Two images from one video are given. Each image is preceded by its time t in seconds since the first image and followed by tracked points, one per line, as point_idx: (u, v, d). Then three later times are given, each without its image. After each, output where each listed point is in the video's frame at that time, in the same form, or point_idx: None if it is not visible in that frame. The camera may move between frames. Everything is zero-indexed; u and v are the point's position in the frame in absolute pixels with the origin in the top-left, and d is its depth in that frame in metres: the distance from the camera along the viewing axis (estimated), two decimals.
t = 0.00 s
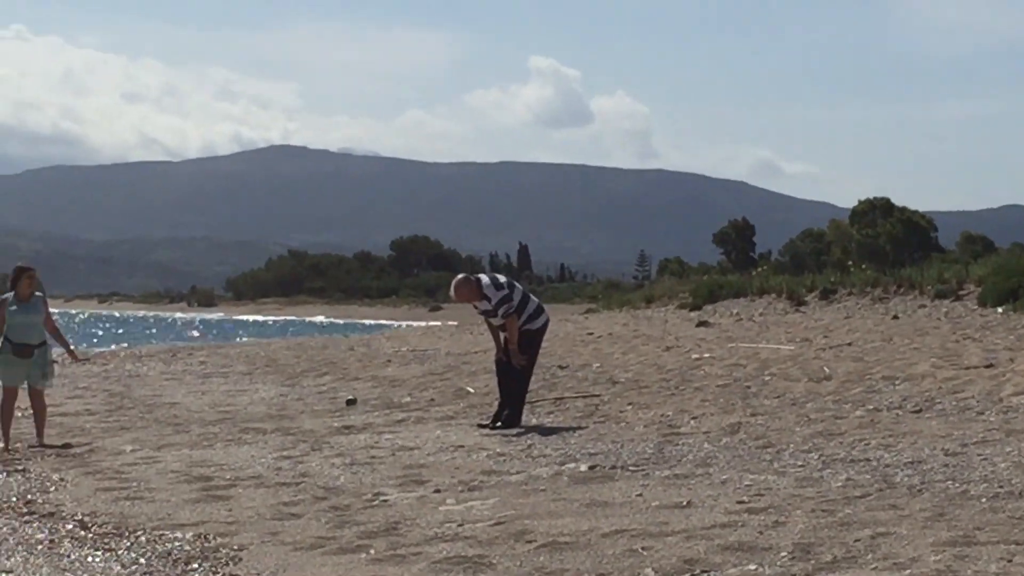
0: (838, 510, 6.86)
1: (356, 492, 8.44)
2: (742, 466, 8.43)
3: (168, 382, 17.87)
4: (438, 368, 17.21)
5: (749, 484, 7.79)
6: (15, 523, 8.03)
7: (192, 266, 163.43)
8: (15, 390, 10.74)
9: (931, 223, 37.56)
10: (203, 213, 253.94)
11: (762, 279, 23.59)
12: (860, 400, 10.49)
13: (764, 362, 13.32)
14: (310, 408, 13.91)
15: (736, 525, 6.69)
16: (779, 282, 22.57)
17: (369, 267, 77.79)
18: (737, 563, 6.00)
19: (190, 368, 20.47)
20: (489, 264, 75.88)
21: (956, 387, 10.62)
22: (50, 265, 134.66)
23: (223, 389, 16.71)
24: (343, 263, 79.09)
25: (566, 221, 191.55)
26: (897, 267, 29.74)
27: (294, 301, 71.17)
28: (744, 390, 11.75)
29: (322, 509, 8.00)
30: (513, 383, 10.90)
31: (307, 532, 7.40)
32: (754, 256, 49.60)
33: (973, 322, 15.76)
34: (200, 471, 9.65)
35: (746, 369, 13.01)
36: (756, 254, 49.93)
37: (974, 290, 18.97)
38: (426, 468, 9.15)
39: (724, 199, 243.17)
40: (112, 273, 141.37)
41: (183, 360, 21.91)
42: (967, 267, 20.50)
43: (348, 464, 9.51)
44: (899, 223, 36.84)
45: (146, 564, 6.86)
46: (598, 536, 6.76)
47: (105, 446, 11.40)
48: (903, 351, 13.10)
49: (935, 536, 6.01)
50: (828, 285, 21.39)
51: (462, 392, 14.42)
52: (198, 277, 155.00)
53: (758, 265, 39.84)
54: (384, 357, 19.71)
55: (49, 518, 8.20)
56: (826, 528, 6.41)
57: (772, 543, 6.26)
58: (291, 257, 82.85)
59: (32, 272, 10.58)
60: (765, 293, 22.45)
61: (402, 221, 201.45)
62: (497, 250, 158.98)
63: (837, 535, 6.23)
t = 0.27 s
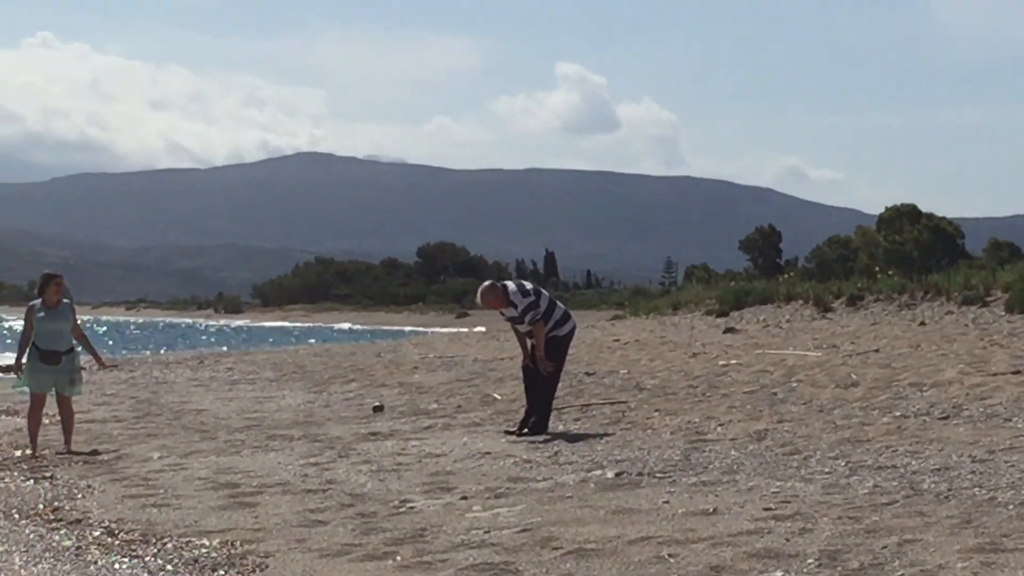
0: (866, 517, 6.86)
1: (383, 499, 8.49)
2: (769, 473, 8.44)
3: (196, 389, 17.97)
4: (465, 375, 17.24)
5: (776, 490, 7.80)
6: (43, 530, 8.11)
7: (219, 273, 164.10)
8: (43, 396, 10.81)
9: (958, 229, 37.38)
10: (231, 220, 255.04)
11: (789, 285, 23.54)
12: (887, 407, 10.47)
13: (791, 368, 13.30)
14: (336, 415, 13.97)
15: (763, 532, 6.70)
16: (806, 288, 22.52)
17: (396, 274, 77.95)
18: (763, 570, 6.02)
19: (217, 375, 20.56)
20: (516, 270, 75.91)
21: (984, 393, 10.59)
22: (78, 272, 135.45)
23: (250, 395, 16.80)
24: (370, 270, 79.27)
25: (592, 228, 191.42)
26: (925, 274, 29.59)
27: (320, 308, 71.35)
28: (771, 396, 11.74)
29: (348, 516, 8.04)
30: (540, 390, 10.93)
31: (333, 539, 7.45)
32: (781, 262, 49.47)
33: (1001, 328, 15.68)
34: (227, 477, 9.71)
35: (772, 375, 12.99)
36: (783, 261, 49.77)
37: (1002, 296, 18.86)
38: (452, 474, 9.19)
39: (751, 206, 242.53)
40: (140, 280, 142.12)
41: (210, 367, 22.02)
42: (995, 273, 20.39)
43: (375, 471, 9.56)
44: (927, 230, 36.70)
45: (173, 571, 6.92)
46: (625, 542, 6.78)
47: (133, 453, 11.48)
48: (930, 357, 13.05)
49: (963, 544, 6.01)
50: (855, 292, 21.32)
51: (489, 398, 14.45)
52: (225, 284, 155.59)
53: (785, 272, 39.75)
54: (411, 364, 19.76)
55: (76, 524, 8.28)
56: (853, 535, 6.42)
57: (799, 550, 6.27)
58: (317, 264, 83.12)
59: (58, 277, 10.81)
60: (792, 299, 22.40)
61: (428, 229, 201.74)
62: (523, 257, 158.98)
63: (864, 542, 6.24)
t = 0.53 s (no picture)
0: (890, 521, 6.86)
1: (407, 503, 8.52)
2: (792, 478, 8.43)
3: (220, 393, 18.06)
4: (489, 379, 17.26)
5: (799, 495, 7.79)
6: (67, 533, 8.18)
7: (244, 277, 164.72)
8: (67, 401, 10.91)
9: (983, 233, 37.22)
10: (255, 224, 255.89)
11: (814, 289, 23.47)
12: (913, 410, 10.45)
13: (815, 372, 13.29)
14: (360, 418, 14.02)
15: (787, 536, 6.71)
16: (831, 292, 22.44)
17: (419, 277, 78.07)
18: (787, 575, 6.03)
19: (241, 378, 20.66)
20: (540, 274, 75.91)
21: (1009, 399, 10.55)
22: (104, 277, 136.19)
23: (275, 399, 16.86)
24: (394, 273, 79.43)
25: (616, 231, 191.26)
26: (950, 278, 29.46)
27: (344, 312, 71.50)
28: (795, 401, 11.72)
29: (372, 520, 8.08)
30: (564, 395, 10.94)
31: (358, 543, 7.49)
32: (806, 267, 49.32)
33: None
34: (251, 481, 9.77)
35: (795, 379, 12.98)
36: (808, 265, 49.61)
37: None
38: (476, 478, 9.23)
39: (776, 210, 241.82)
40: (166, 283, 142.81)
41: (234, 371, 22.13)
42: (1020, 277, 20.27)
43: (399, 475, 9.60)
44: (951, 234, 36.57)
45: (197, 574, 6.97)
46: (649, 547, 6.80)
47: (158, 456, 11.55)
48: (955, 361, 13.01)
49: (989, 550, 6.00)
50: (880, 296, 21.25)
51: (513, 402, 14.45)
52: (250, 287, 156.10)
53: (810, 275, 39.64)
54: (435, 368, 19.81)
55: (100, 528, 8.35)
56: (879, 540, 6.42)
57: (824, 554, 6.27)
58: (341, 268, 83.34)
59: (81, 282, 10.81)
60: (816, 303, 22.34)
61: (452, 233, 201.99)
62: (547, 260, 158.98)
63: (889, 547, 6.23)
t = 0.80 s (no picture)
0: (911, 521, 6.90)
1: (428, 503, 8.59)
2: (812, 478, 8.46)
3: (241, 393, 18.17)
4: (509, 380, 17.32)
5: (820, 496, 7.83)
6: (90, 532, 8.28)
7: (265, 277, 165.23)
8: (89, 401, 11.03)
9: (1004, 234, 37.12)
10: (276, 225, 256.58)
11: (833, 291, 23.47)
12: (932, 411, 10.48)
13: (835, 373, 13.32)
14: (380, 418, 14.11)
15: (809, 536, 6.76)
16: (850, 294, 22.44)
17: (439, 278, 78.21)
18: None
19: (262, 379, 20.79)
20: (560, 275, 75.94)
21: None
22: (127, 277, 136.85)
23: (295, 399, 16.95)
24: (414, 274, 79.57)
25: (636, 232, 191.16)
26: (971, 279, 29.49)
27: (365, 313, 71.70)
28: (815, 401, 11.75)
29: (394, 520, 8.15)
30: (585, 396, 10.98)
31: (380, 543, 7.56)
32: (826, 268, 49.25)
33: None
34: (273, 481, 9.85)
35: (816, 380, 13.01)
36: (829, 266, 49.56)
37: None
38: (497, 479, 9.29)
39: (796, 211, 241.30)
40: (187, 284, 143.37)
41: (254, 372, 22.27)
42: None
43: (420, 475, 9.67)
44: (972, 235, 36.51)
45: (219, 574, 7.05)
46: (670, 547, 6.84)
47: (180, 457, 11.65)
48: (975, 363, 13.02)
49: (1011, 552, 6.04)
50: (899, 297, 21.23)
51: (533, 403, 14.50)
52: (270, 287, 156.56)
53: (829, 277, 39.60)
54: (455, 369, 19.90)
55: (123, 527, 8.44)
56: (900, 540, 6.46)
57: (844, 555, 6.32)
58: (361, 269, 83.53)
59: (103, 281, 10.91)
60: (836, 305, 22.34)
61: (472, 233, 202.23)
62: (566, 261, 159.01)
63: (910, 547, 6.27)
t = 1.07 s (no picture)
0: (931, 523, 6.89)
1: (447, 504, 8.61)
2: (831, 479, 8.45)
3: (260, 393, 18.24)
4: (528, 380, 17.33)
5: (839, 497, 7.82)
6: (110, 532, 8.32)
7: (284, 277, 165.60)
8: (108, 400, 11.07)
9: None
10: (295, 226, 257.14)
11: (852, 291, 23.41)
12: (952, 412, 10.46)
13: (854, 374, 13.29)
14: (399, 419, 14.16)
15: (829, 538, 6.76)
16: (870, 294, 22.37)
17: (458, 278, 78.28)
18: None
19: (280, 378, 20.86)
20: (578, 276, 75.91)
21: None
22: (146, 278, 137.33)
23: (314, 400, 17.00)
24: (432, 274, 79.64)
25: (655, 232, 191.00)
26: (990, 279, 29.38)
27: (383, 313, 71.83)
28: (835, 402, 11.73)
29: (414, 520, 8.18)
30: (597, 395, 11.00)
31: (399, 543, 7.58)
32: (845, 268, 49.13)
33: None
34: (292, 481, 9.89)
35: (835, 381, 12.98)
36: (848, 266, 49.45)
37: None
38: (517, 480, 9.30)
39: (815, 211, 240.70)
40: (207, 285, 143.80)
41: (273, 371, 22.34)
42: None
43: (439, 476, 9.69)
44: (992, 235, 36.37)
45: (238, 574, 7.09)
46: (690, 548, 6.86)
47: (199, 457, 11.70)
48: (995, 363, 12.98)
49: None
50: (919, 298, 21.17)
51: (552, 404, 14.51)
52: (289, 287, 156.92)
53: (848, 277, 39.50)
54: (474, 369, 19.94)
55: (142, 527, 8.48)
56: (920, 541, 6.46)
57: (865, 556, 6.31)
58: (379, 269, 83.65)
59: (124, 280, 10.92)
60: (856, 305, 22.29)
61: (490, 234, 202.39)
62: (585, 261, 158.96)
63: (931, 549, 6.27)
